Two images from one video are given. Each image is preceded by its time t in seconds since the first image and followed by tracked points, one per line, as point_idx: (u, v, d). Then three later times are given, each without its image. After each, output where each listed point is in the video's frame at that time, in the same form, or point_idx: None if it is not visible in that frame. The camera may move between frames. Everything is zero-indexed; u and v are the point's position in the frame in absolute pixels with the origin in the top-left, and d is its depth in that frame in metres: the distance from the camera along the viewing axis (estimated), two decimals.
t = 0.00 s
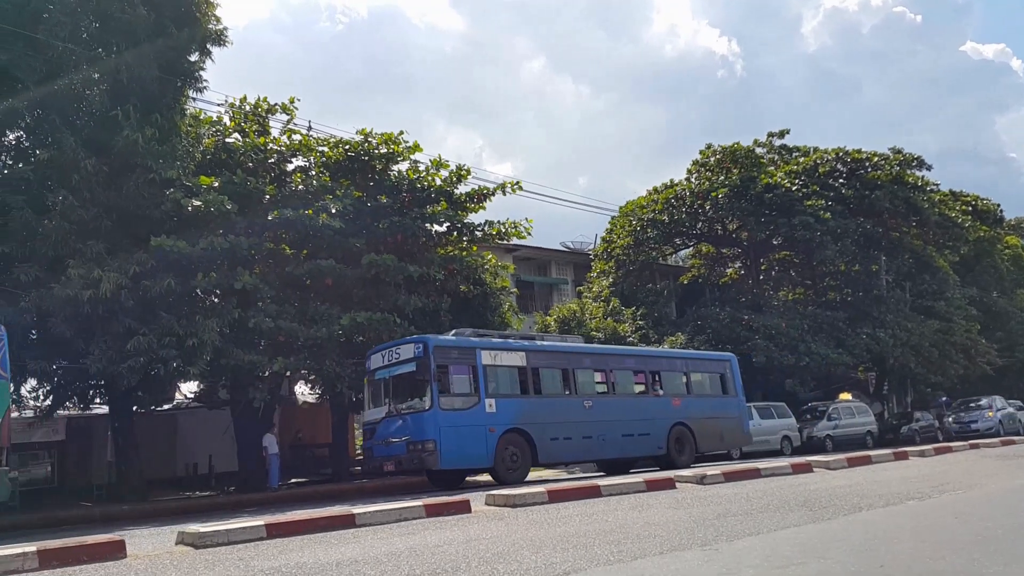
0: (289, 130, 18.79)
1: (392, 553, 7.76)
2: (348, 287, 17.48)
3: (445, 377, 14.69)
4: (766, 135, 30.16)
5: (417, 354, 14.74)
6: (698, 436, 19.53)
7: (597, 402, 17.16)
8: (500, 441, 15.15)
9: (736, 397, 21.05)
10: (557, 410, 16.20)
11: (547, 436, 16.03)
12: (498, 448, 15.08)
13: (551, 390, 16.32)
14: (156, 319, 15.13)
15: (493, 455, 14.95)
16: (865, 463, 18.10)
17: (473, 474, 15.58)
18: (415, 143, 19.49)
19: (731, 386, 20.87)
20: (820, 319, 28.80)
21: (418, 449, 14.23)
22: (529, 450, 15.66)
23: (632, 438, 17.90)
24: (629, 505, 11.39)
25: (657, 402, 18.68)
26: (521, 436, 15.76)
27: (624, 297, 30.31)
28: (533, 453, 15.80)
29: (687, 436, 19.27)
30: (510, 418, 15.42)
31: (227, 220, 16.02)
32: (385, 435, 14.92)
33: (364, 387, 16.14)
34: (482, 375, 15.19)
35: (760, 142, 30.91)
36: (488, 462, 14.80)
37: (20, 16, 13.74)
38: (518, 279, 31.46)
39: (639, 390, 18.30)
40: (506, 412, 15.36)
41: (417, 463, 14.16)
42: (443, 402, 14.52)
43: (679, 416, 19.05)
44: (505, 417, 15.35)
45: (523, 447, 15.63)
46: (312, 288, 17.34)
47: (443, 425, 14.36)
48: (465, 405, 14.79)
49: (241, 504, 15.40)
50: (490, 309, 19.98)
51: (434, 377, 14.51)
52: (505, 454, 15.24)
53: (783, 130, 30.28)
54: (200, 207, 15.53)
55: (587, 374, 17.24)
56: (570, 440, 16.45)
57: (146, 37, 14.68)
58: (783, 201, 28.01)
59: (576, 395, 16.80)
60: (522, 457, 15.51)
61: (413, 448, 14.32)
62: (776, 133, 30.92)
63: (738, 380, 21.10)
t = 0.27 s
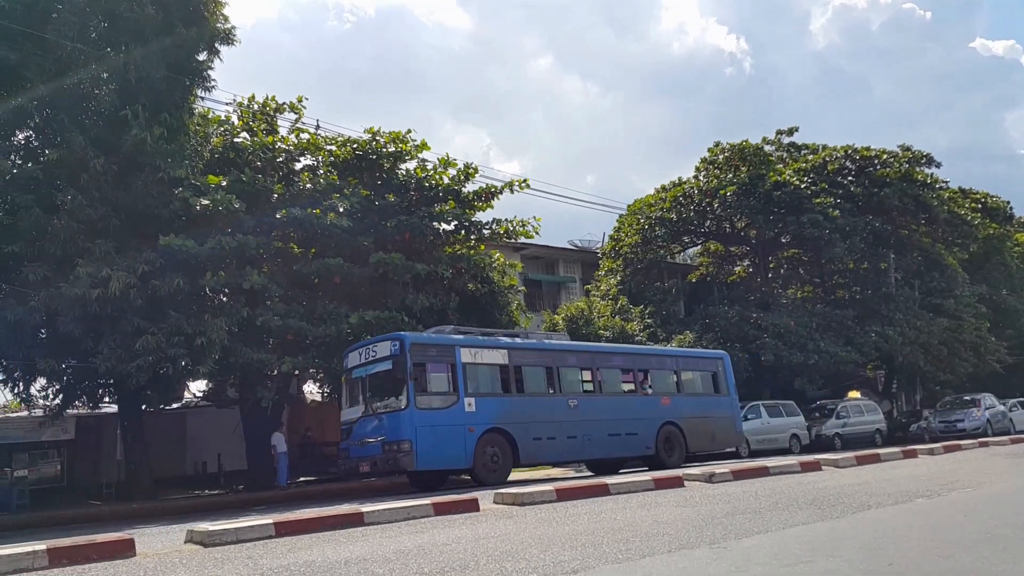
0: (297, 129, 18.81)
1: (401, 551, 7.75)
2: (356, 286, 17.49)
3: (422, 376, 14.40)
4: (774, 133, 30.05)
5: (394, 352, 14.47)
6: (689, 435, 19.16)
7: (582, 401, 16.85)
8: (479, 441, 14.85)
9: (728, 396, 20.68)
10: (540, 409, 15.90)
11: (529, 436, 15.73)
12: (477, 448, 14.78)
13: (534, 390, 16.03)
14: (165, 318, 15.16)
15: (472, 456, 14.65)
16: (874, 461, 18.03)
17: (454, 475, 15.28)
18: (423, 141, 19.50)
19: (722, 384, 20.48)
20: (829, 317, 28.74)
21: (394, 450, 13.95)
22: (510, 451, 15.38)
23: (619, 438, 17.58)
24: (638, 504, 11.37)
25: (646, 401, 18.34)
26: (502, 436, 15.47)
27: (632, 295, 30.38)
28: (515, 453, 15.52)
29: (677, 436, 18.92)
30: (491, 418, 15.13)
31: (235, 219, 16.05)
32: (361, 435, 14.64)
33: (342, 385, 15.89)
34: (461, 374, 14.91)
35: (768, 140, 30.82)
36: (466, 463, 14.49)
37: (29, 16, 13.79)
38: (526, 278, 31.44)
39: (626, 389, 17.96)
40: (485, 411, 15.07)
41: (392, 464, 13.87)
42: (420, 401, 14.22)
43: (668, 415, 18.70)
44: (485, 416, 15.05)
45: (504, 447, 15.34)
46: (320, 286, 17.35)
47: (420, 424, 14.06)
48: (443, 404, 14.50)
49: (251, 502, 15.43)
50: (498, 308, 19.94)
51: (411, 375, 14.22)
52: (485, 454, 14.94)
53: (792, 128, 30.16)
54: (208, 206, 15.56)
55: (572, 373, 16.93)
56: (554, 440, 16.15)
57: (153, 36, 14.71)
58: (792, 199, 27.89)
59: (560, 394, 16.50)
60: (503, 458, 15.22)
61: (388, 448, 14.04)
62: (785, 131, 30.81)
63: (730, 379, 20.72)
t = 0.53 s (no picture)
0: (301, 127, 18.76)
1: (405, 551, 7.69)
2: (361, 285, 17.44)
3: (395, 375, 14.09)
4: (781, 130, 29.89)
5: (365, 351, 14.18)
6: (676, 435, 18.85)
7: (564, 401, 16.56)
8: (454, 442, 14.56)
9: (718, 395, 20.32)
10: (518, 409, 15.61)
11: (508, 437, 15.44)
12: (452, 449, 14.50)
13: (514, 389, 15.75)
14: (169, 317, 15.14)
15: (446, 457, 14.37)
16: (882, 460, 17.90)
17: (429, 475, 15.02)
18: (428, 139, 19.45)
19: (711, 383, 20.13)
20: (836, 315, 28.60)
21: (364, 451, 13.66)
22: (487, 451, 15.11)
23: (603, 438, 17.27)
24: (645, 503, 11.28)
25: (631, 400, 18.02)
26: (478, 436, 15.19)
27: (638, 293, 30.19)
28: (492, 454, 15.24)
29: (664, 436, 18.60)
30: (466, 418, 14.84)
31: (239, 218, 16.00)
32: (333, 436, 14.36)
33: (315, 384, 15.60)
34: (436, 373, 14.63)
35: (775, 137, 30.67)
36: (440, 464, 14.21)
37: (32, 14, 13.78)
38: (531, 276, 31.35)
39: (610, 388, 17.64)
40: (461, 411, 14.78)
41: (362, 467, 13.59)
42: (392, 401, 13.92)
43: (654, 415, 18.36)
44: (460, 416, 14.76)
45: (481, 448, 15.06)
46: (324, 285, 17.30)
47: (392, 425, 13.77)
48: (416, 404, 14.19)
49: (254, 502, 15.40)
50: (503, 307, 19.87)
51: (383, 375, 13.92)
52: (460, 456, 14.66)
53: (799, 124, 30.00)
54: (212, 205, 15.50)
55: (553, 371, 16.63)
56: (534, 441, 15.88)
57: (157, 34, 14.68)
58: (799, 196, 27.72)
59: (541, 394, 16.20)
60: (479, 459, 14.94)
61: (359, 450, 13.75)
62: (791, 128, 30.65)
63: (719, 377, 20.36)
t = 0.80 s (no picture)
0: (303, 127, 18.77)
1: (407, 550, 7.70)
2: (362, 284, 17.44)
3: (360, 375, 13.50)
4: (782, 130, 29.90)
5: (329, 350, 13.58)
6: (657, 435, 18.33)
7: (540, 401, 16.02)
8: (422, 444, 13.98)
9: (701, 394, 19.79)
10: (491, 410, 15.07)
11: (481, 439, 14.89)
12: (420, 451, 13.91)
13: (486, 389, 15.20)
14: (171, 317, 15.15)
15: (414, 460, 13.77)
16: (882, 460, 17.91)
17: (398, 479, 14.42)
18: (429, 139, 19.47)
19: (694, 383, 19.60)
20: (837, 314, 28.63)
21: (327, 454, 13.05)
22: (458, 453, 14.54)
23: (581, 439, 16.72)
24: (646, 503, 11.30)
25: (610, 399, 17.48)
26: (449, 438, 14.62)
27: (639, 293, 30.19)
28: (464, 456, 14.67)
29: (644, 436, 18.08)
30: (436, 419, 14.27)
31: (241, 218, 16.04)
32: (297, 438, 13.71)
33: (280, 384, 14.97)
34: (405, 373, 14.06)
35: (776, 137, 30.68)
36: (408, 467, 13.61)
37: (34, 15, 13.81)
38: (532, 276, 31.35)
39: (588, 388, 17.09)
40: (430, 411, 14.20)
41: (325, 471, 12.96)
42: (357, 402, 13.32)
43: (633, 415, 17.84)
44: (430, 418, 14.18)
45: (451, 450, 14.48)
46: (326, 285, 17.30)
47: (356, 427, 13.15)
48: (383, 405, 13.60)
49: (250, 501, 15.39)
50: (504, 307, 19.88)
51: (347, 374, 13.31)
52: (429, 458, 14.07)
53: (800, 125, 30.02)
54: (214, 204, 15.50)
55: (528, 371, 16.09)
56: (508, 442, 15.33)
57: (158, 34, 14.71)
58: (800, 196, 27.72)
59: (515, 394, 15.66)
60: (450, 461, 14.36)
61: (322, 453, 13.14)
62: (792, 128, 30.66)
63: (702, 376, 19.83)
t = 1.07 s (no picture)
0: (303, 126, 18.77)
1: (406, 550, 7.71)
2: (362, 284, 17.44)
3: (321, 375, 13.01)
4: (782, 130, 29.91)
5: (290, 349, 13.07)
6: (637, 436, 17.74)
7: (513, 401, 15.50)
8: (387, 447, 13.48)
9: (683, 393, 19.18)
10: (460, 411, 14.55)
11: (449, 441, 14.36)
12: (385, 453, 13.41)
13: (456, 389, 14.68)
14: (171, 316, 15.17)
15: (379, 463, 13.28)
16: (882, 460, 17.91)
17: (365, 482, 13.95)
18: (429, 139, 19.47)
19: (676, 382, 19.01)
20: (836, 314, 28.65)
21: (286, 458, 12.56)
22: (425, 455, 14.03)
23: (556, 441, 16.16)
24: (646, 502, 11.30)
25: (586, 399, 16.92)
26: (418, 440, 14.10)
27: (639, 293, 30.18)
28: (432, 459, 14.16)
29: (623, 437, 17.52)
30: (403, 421, 13.75)
31: (242, 217, 16.06)
32: (257, 441, 13.22)
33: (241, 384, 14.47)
34: (370, 373, 13.55)
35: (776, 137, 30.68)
36: (372, 470, 13.12)
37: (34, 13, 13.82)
38: (532, 276, 31.35)
39: (564, 388, 16.53)
40: (396, 412, 13.69)
41: (284, 474, 12.49)
42: (317, 404, 12.84)
43: (611, 415, 17.26)
44: (396, 419, 13.68)
45: (419, 453, 13.96)
46: (326, 284, 17.30)
47: (316, 429, 12.67)
48: (346, 407, 13.10)
49: (253, 500, 15.34)
50: (504, 306, 19.88)
51: (307, 375, 12.82)
52: (395, 460, 13.57)
53: (800, 125, 30.03)
54: (214, 204, 15.50)
55: (501, 370, 15.56)
56: (478, 444, 14.81)
57: (158, 33, 14.71)
58: (801, 197, 27.72)
59: (487, 394, 15.13)
60: (417, 464, 13.86)
61: (281, 456, 12.66)
62: (792, 128, 30.67)
63: (685, 375, 19.25)
